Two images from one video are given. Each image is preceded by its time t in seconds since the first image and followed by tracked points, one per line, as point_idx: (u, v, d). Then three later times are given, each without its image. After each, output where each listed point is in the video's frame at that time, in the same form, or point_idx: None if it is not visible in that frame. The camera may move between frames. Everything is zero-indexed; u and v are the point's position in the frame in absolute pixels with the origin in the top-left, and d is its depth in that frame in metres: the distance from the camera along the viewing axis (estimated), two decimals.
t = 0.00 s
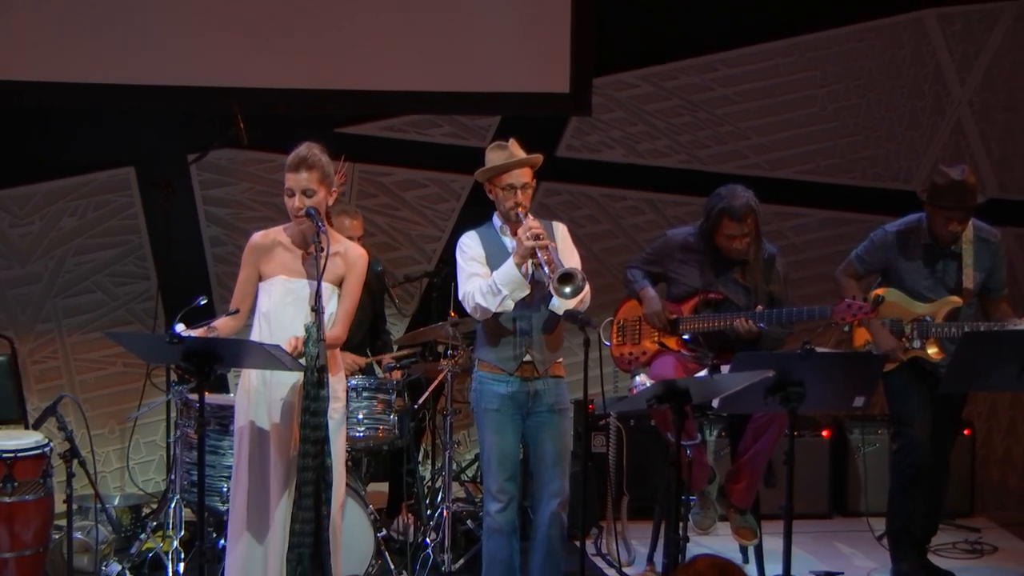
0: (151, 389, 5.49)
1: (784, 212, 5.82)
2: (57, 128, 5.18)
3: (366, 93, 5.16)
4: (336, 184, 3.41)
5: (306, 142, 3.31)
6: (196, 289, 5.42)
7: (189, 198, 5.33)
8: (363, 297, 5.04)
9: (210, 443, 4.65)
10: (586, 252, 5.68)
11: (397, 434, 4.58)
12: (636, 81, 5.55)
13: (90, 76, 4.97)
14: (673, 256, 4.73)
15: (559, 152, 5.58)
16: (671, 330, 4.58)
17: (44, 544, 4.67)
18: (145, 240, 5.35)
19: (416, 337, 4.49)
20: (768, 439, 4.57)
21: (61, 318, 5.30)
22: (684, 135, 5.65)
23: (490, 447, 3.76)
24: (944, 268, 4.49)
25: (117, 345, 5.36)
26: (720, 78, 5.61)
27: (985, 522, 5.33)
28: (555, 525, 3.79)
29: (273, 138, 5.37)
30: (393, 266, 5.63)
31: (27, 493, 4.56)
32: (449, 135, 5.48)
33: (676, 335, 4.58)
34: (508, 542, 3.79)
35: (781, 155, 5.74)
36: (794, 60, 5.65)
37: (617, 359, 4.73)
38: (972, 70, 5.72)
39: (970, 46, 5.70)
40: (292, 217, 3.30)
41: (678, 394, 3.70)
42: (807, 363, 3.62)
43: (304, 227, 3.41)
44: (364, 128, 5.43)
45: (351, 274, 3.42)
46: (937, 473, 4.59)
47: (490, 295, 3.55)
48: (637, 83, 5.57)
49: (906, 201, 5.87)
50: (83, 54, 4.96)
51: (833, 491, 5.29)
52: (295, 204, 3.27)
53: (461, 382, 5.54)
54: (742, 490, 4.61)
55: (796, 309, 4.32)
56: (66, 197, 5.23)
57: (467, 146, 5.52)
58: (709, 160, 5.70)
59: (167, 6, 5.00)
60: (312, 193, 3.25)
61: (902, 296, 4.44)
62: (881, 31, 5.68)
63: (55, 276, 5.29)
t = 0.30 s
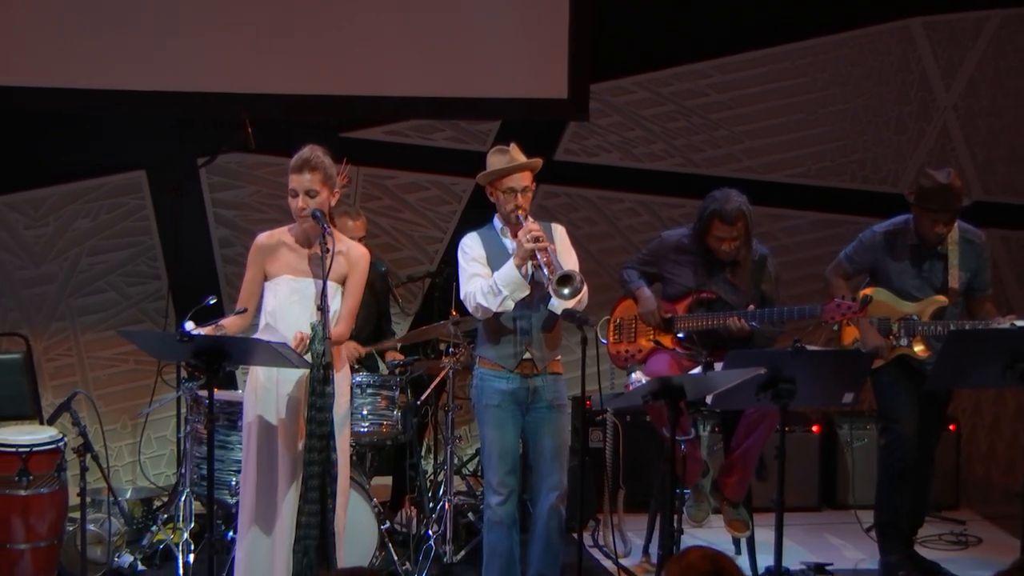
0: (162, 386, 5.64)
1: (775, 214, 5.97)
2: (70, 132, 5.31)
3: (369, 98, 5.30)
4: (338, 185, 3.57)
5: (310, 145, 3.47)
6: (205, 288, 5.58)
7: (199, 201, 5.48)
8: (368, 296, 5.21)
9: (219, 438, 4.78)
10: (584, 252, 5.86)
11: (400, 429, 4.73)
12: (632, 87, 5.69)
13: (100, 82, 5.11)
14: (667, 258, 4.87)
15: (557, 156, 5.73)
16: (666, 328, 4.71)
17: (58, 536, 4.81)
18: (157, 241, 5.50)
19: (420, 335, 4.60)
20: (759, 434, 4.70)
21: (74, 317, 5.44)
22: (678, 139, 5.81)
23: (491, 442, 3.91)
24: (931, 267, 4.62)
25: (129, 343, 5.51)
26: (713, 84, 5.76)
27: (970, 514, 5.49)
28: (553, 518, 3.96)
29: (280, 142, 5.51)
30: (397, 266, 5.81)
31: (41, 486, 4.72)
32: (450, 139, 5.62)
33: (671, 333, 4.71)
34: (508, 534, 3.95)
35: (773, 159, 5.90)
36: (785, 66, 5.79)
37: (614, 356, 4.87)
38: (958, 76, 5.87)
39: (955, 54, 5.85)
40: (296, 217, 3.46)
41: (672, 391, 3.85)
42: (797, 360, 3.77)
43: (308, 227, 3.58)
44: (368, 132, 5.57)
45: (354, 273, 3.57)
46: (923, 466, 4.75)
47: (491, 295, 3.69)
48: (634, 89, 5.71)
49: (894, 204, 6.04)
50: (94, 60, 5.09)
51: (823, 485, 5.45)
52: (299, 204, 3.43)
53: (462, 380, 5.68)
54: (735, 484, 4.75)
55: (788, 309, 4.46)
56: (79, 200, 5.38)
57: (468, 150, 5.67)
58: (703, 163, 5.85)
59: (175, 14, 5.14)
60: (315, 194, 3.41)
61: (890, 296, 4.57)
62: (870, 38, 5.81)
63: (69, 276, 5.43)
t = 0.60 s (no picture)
0: (172, 382, 5.80)
1: (768, 215, 6.11)
2: (83, 136, 5.49)
3: (372, 103, 5.43)
4: (340, 188, 3.72)
5: (312, 151, 3.62)
6: (213, 287, 5.73)
7: (208, 203, 5.63)
8: (372, 297, 5.33)
9: (229, 432, 4.95)
10: (580, 253, 5.98)
11: (403, 425, 4.88)
12: (628, 93, 5.86)
13: (112, 86, 5.20)
14: (663, 258, 5.04)
15: (556, 159, 5.88)
16: (661, 326, 4.86)
17: (72, 528, 4.96)
18: (167, 241, 5.65)
19: (423, 333, 4.77)
20: (752, 430, 4.85)
21: (88, 316, 5.60)
22: (673, 143, 5.96)
23: (492, 437, 4.08)
24: (918, 268, 4.77)
25: (140, 340, 5.67)
26: (707, 90, 5.92)
27: (956, 507, 5.64)
28: (552, 509, 4.11)
29: (287, 146, 5.67)
30: (399, 266, 5.94)
31: (56, 480, 4.85)
32: (452, 144, 5.80)
33: (666, 331, 4.87)
34: (508, 526, 4.10)
35: (765, 163, 6.04)
36: (777, 73, 5.94)
37: (610, 354, 5.02)
38: (944, 83, 6.03)
39: (940, 61, 6.01)
40: (300, 220, 3.63)
41: (668, 387, 3.99)
42: (789, 357, 3.93)
43: (311, 229, 3.74)
44: (371, 137, 5.74)
45: (357, 274, 3.73)
46: (910, 460, 4.89)
47: (492, 295, 3.85)
48: (630, 95, 5.87)
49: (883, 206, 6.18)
50: (105, 68, 5.21)
51: (814, 478, 5.61)
52: (302, 207, 3.60)
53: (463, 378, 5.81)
54: (728, 478, 4.91)
55: (781, 307, 4.61)
56: (92, 202, 5.54)
57: (469, 154, 5.83)
58: (697, 166, 6.00)
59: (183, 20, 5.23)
60: (318, 198, 3.58)
61: (879, 294, 4.70)
62: (859, 46, 5.98)
63: (82, 275, 5.59)
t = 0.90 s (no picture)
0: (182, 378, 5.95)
1: (759, 217, 6.28)
2: (95, 140, 5.62)
3: (376, 109, 5.58)
4: (342, 189, 3.88)
5: (315, 153, 3.79)
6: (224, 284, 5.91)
7: (217, 205, 5.78)
8: (375, 295, 5.50)
9: (236, 427, 5.08)
10: (578, 253, 6.15)
11: (406, 420, 5.04)
12: (625, 98, 6.01)
13: (125, 93, 5.38)
14: (659, 257, 5.17)
15: (555, 163, 6.04)
16: (657, 324, 5.00)
17: (85, 520, 5.11)
18: (177, 242, 5.81)
19: (424, 332, 4.92)
20: (743, 426, 5.02)
21: (100, 314, 5.75)
22: (667, 146, 6.11)
23: (492, 431, 4.23)
24: (905, 268, 4.91)
25: (150, 338, 5.83)
26: (701, 95, 6.07)
27: (942, 499, 5.80)
28: (550, 502, 4.27)
29: (293, 150, 5.81)
30: (402, 266, 6.09)
31: (70, 474, 5.01)
32: (454, 147, 5.94)
33: (662, 329, 5.00)
34: (508, 518, 4.26)
35: (757, 166, 6.20)
36: (766, 78, 6.09)
37: (608, 351, 5.19)
38: (931, 88, 6.16)
39: (926, 68, 6.12)
40: (303, 220, 3.79)
41: (663, 383, 4.12)
42: (780, 355, 4.08)
43: (312, 229, 3.89)
44: (375, 140, 5.88)
45: (357, 272, 3.89)
46: (900, 455, 5.01)
47: (490, 297, 4.02)
48: (626, 100, 6.02)
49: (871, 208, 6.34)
50: (118, 74, 5.36)
51: (805, 472, 5.77)
52: (306, 207, 3.76)
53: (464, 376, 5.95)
54: (721, 472, 5.07)
55: (777, 305, 4.74)
56: (104, 204, 5.68)
57: (471, 157, 5.98)
58: (692, 169, 6.15)
59: (194, 27, 5.41)
60: (321, 198, 3.74)
61: (869, 293, 4.81)
62: (849, 52, 6.11)
63: (95, 275, 5.74)
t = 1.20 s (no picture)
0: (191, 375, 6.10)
1: (753, 218, 6.43)
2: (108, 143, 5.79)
3: (379, 113, 5.73)
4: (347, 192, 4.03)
5: (320, 157, 3.95)
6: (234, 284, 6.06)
7: (225, 206, 5.94)
8: (379, 294, 5.65)
9: (244, 423, 5.24)
10: (576, 254, 6.31)
11: (408, 416, 5.19)
12: (621, 103, 6.17)
13: (137, 98, 5.53)
14: (655, 258, 5.34)
15: (554, 166, 6.20)
16: (652, 323, 5.15)
17: (98, 513, 5.26)
18: (187, 243, 5.96)
19: (427, 330, 5.08)
20: (736, 422, 5.15)
21: (112, 313, 5.91)
22: (663, 150, 6.26)
23: (493, 427, 4.39)
24: (893, 268, 5.06)
25: (161, 336, 5.98)
26: (695, 100, 6.23)
27: (929, 493, 5.96)
28: (549, 495, 4.43)
29: (299, 153, 5.97)
30: (405, 266, 6.25)
31: (83, 468, 5.16)
32: (456, 150, 6.08)
33: (657, 327, 5.15)
34: (508, 511, 4.42)
35: (750, 168, 6.36)
36: (757, 84, 6.24)
37: (604, 349, 5.28)
38: (918, 94, 6.31)
39: (914, 74, 6.28)
40: (309, 221, 3.95)
41: (659, 379, 4.27)
42: (773, 352, 4.23)
43: (317, 231, 4.05)
44: (378, 144, 6.03)
45: (355, 271, 4.03)
46: (888, 449, 5.18)
47: (488, 299, 4.18)
48: (623, 105, 6.18)
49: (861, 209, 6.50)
50: (129, 79, 5.51)
51: (796, 466, 5.93)
52: (312, 209, 3.91)
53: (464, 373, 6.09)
54: (715, 466, 5.24)
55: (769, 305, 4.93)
56: (117, 205, 5.84)
57: (472, 160, 6.13)
58: (687, 172, 6.31)
59: (204, 35, 5.56)
60: (326, 201, 3.89)
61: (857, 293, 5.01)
62: (840, 58, 6.26)
63: (107, 275, 5.90)
